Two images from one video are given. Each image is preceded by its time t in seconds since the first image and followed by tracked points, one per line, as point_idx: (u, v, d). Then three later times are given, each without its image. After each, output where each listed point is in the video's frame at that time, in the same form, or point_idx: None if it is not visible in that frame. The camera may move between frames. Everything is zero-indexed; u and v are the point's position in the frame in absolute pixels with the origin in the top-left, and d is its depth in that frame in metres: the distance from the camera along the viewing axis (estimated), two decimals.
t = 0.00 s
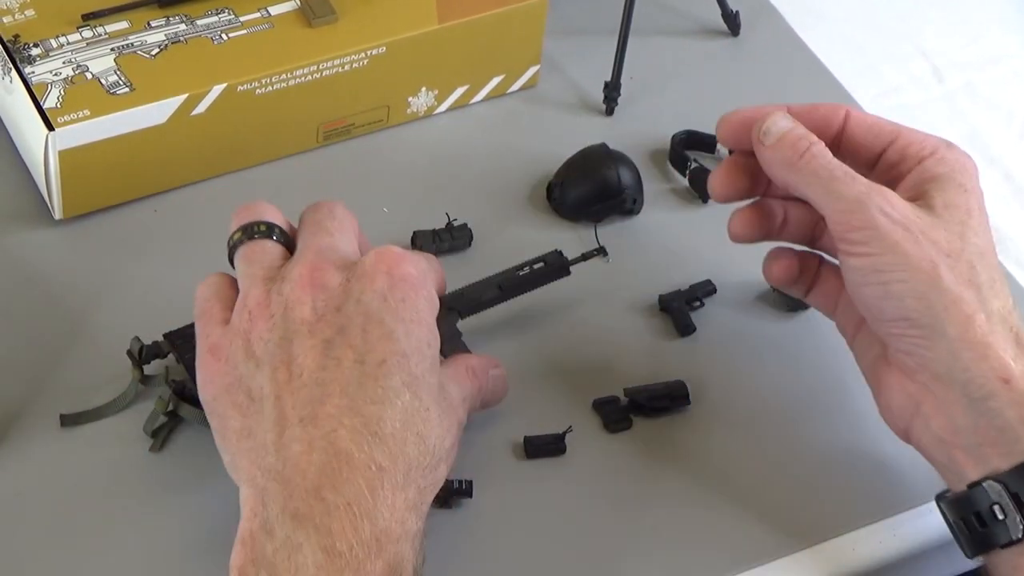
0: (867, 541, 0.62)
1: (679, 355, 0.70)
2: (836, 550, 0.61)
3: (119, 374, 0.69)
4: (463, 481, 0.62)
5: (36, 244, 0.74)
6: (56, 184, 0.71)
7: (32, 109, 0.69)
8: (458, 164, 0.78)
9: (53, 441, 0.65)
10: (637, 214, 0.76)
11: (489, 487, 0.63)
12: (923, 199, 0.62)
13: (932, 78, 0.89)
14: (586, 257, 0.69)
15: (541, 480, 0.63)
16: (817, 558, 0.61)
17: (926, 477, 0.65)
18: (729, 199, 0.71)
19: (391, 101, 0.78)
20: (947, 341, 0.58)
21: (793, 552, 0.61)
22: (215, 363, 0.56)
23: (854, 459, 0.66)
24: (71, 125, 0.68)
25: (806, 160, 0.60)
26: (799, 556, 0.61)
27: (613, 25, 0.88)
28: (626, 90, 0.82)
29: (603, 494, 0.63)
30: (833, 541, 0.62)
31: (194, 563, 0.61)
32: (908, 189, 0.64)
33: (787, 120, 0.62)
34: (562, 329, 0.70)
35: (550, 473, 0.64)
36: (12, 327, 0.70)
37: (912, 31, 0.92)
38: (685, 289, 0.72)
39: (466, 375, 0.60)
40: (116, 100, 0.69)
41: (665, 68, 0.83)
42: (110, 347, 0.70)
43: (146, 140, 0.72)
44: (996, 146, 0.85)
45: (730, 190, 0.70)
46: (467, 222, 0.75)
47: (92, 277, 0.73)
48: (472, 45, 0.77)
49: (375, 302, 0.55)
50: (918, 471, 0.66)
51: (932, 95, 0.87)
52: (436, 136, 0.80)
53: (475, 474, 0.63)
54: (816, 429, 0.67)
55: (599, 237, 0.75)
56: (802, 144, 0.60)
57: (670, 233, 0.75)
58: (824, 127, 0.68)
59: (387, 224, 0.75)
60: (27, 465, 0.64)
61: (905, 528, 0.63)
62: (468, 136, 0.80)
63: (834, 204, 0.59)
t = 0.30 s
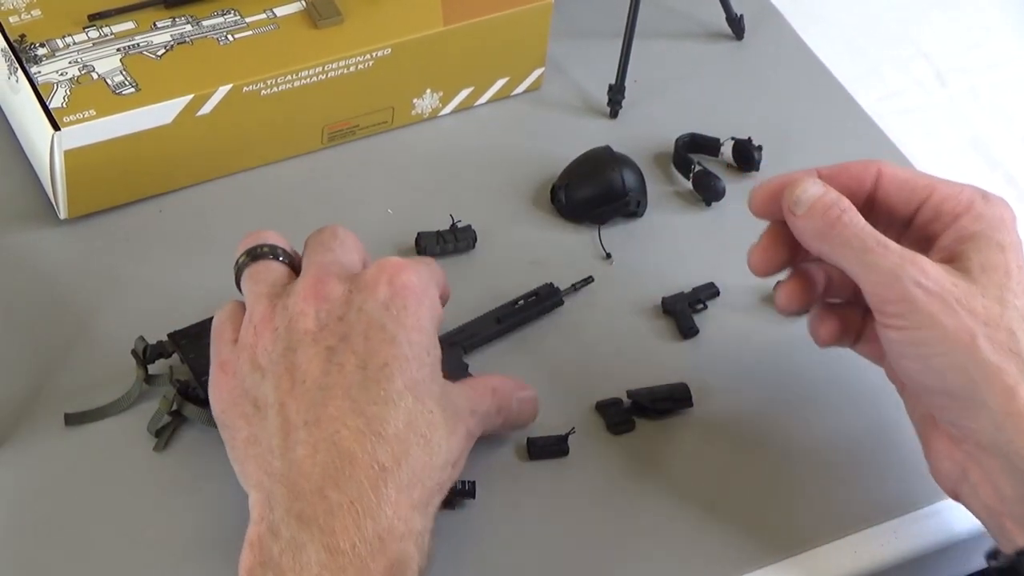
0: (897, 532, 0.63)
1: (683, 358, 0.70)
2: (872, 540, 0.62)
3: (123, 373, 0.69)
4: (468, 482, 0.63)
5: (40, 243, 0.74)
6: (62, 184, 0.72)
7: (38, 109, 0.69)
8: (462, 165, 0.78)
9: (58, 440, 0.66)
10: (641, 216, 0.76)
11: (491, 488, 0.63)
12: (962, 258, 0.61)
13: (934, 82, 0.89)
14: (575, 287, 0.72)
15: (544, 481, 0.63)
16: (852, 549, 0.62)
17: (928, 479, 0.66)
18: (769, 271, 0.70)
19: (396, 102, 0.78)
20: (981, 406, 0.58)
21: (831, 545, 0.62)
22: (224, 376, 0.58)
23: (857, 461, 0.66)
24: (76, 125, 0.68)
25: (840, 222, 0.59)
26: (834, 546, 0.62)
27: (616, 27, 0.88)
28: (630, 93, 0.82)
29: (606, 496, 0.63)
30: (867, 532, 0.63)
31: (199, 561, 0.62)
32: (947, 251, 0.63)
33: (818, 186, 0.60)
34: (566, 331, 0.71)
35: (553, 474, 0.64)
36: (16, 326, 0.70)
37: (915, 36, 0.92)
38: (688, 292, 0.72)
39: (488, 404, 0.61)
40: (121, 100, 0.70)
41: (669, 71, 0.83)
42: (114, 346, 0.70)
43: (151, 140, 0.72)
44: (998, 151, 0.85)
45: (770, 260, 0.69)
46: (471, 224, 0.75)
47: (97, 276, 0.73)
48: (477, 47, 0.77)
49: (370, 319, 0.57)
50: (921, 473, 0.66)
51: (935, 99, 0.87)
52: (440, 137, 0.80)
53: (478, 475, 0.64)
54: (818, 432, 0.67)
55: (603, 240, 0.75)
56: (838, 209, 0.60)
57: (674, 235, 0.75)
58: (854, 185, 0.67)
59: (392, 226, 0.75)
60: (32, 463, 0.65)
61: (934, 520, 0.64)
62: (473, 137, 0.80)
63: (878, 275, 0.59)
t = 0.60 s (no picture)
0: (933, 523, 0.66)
1: (680, 363, 0.70)
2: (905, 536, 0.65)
3: (122, 379, 0.69)
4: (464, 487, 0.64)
5: (39, 247, 0.74)
6: (61, 189, 0.72)
7: (37, 116, 0.70)
8: (460, 171, 0.79)
9: (59, 444, 0.66)
10: (639, 223, 0.76)
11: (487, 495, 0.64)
12: None
13: (933, 89, 0.89)
14: (573, 287, 0.72)
15: (540, 487, 0.65)
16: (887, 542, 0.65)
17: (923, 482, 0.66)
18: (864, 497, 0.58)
19: (395, 109, 0.78)
20: None
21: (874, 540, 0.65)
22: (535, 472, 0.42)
23: (854, 466, 0.66)
24: (75, 131, 0.68)
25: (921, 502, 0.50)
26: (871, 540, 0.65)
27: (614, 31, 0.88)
28: (628, 100, 0.82)
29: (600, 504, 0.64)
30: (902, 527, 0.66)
31: (198, 564, 0.62)
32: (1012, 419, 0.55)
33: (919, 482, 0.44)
34: (563, 338, 0.71)
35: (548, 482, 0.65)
36: (15, 332, 0.70)
37: (914, 42, 0.92)
38: (686, 297, 0.72)
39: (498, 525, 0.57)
40: (120, 107, 0.70)
41: (667, 78, 0.84)
42: (113, 352, 0.70)
43: (150, 146, 0.72)
44: (994, 158, 0.86)
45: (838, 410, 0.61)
46: (469, 230, 0.75)
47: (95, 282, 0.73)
48: (476, 54, 0.77)
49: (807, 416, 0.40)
50: (916, 477, 0.66)
51: (933, 106, 0.88)
52: (438, 143, 0.80)
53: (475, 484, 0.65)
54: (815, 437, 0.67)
55: (601, 247, 0.75)
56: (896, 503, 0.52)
57: (671, 242, 0.76)
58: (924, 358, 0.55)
59: (390, 233, 0.76)
60: (33, 468, 0.65)
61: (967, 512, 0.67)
62: (471, 143, 0.80)
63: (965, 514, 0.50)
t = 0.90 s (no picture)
0: (943, 497, 0.72)
1: (667, 367, 0.77)
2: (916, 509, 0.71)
3: (158, 378, 0.76)
4: (470, 478, 0.71)
5: (79, 256, 0.80)
6: (101, 202, 0.78)
7: (81, 135, 0.76)
8: (466, 189, 0.86)
9: (101, 437, 0.73)
10: (630, 237, 0.83)
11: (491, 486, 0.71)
12: None
13: (899, 117, 0.93)
14: (570, 295, 0.79)
15: (539, 479, 0.72)
16: (898, 516, 0.71)
17: (891, 476, 0.72)
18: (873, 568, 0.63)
19: (407, 131, 0.85)
20: None
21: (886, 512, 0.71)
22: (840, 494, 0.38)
23: (826, 458, 0.73)
24: (116, 149, 0.75)
25: None
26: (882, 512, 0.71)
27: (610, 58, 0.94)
28: (621, 125, 0.89)
29: (593, 493, 0.71)
30: (922, 495, 0.72)
31: (229, 544, 0.69)
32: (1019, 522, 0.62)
33: None
34: (560, 344, 0.78)
35: (547, 474, 0.72)
36: (60, 335, 0.77)
37: (884, 75, 0.97)
38: (673, 306, 0.79)
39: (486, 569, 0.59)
40: (157, 128, 0.77)
41: (657, 106, 0.91)
42: (150, 353, 0.77)
43: (182, 164, 0.79)
44: (959, 180, 0.89)
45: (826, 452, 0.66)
46: (475, 243, 0.82)
47: (132, 288, 0.80)
48: (482, 82, 0.84)
49: None
50: (884, 471, 0.72)
51: (899, 133, 0.92)
52: (446, 164, 0.87)
53: (480, 476, 0.72)
54: (790, 433, 0.74)
55: (596, 259, 0.82)
56: None
57: (660, 255, 0.83)
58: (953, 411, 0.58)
59: (402, 246, 0.83)
60: (80, 457, 0.72)
61: (980, 485, 0.73)
62: (476, 164, 0.87)
63: None
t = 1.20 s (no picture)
0: (912, 461, 0.87)
1: (645, 365, 0.92)
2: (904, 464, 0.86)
3: (218, 374, 0.91)
4: (480, 457, 0.85)
5: (148, 271, 0.95)
6: (167, 225, 0.93)
7: (153, 169, 0.91)
8: (476, 215, 1.01)
9: (171, 421, 0.88)
10: (615, 254, 0.99)
11: (498, 463, 0.86)
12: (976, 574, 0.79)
13: (840, 153, 1.08)
14: (563, 304, 0.95)
15: (538, 457, 0.87)
16: (878, 474, 0.86)
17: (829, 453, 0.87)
18: None
19: (425, 165, 1.00)
20: None
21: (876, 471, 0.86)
22: None
23: (776, 439, 0.87)
24: (183, 181, 0.90)
25: None
26: (868, 470, 0.86)
27: (599, 102, 1.10)
28: (607, 160, 1.04)
29: (582, 468, 0.86)
30: (896, 460, 0.87)
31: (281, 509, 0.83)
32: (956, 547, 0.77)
33: None
34: (556, 347, 0.93)
35: (544, 453, 0.87)
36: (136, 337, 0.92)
37: (828, 118, 1.11)
38: (651, 312, 0.95)
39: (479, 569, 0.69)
40: (216, 162, 0.92)
41: (638, 143, 1.06)
42: (210, 353, 0.92)
43: (237, 193, 0.94)
44: (892, 206, 1.04)
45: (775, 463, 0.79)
46: (484, 259, 0.98)
47: (194, 299, 0.94)
48: (490, 124, 0.99)
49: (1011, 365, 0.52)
50: (824, 449, 0.87)
51: (840, 165, 1.07)
52: (459, 193, 1.02)
53: (488, 454, 0.87)
54: (747, 419, 0.89)
55: (586, 272, 0.98)
56: None
57: (639, 271, 0.98)
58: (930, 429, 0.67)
59: (420, 263, 0.98)
60: (153, 437, 0.87)
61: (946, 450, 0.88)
62: (484, 194, 1.02)
63: None
